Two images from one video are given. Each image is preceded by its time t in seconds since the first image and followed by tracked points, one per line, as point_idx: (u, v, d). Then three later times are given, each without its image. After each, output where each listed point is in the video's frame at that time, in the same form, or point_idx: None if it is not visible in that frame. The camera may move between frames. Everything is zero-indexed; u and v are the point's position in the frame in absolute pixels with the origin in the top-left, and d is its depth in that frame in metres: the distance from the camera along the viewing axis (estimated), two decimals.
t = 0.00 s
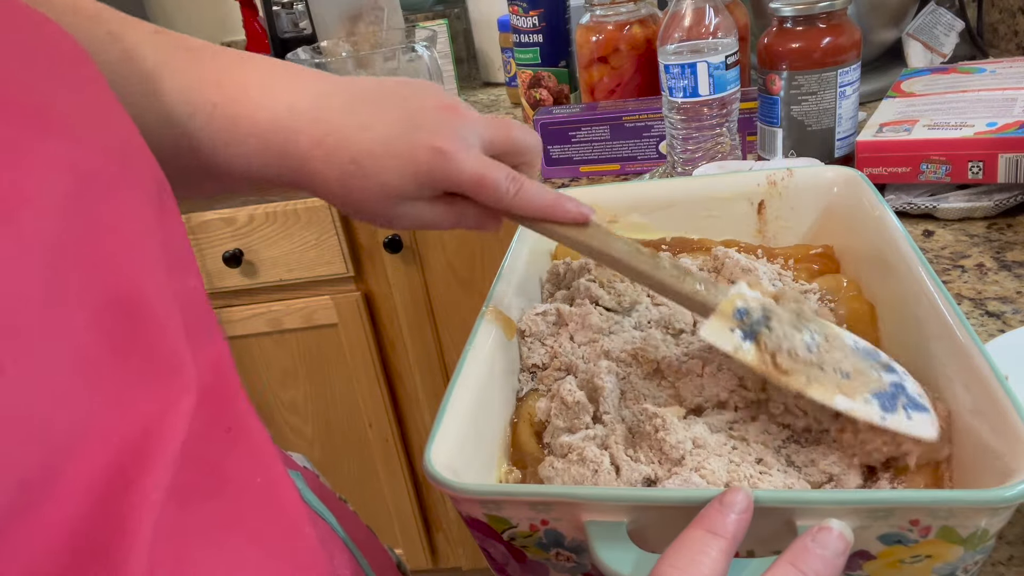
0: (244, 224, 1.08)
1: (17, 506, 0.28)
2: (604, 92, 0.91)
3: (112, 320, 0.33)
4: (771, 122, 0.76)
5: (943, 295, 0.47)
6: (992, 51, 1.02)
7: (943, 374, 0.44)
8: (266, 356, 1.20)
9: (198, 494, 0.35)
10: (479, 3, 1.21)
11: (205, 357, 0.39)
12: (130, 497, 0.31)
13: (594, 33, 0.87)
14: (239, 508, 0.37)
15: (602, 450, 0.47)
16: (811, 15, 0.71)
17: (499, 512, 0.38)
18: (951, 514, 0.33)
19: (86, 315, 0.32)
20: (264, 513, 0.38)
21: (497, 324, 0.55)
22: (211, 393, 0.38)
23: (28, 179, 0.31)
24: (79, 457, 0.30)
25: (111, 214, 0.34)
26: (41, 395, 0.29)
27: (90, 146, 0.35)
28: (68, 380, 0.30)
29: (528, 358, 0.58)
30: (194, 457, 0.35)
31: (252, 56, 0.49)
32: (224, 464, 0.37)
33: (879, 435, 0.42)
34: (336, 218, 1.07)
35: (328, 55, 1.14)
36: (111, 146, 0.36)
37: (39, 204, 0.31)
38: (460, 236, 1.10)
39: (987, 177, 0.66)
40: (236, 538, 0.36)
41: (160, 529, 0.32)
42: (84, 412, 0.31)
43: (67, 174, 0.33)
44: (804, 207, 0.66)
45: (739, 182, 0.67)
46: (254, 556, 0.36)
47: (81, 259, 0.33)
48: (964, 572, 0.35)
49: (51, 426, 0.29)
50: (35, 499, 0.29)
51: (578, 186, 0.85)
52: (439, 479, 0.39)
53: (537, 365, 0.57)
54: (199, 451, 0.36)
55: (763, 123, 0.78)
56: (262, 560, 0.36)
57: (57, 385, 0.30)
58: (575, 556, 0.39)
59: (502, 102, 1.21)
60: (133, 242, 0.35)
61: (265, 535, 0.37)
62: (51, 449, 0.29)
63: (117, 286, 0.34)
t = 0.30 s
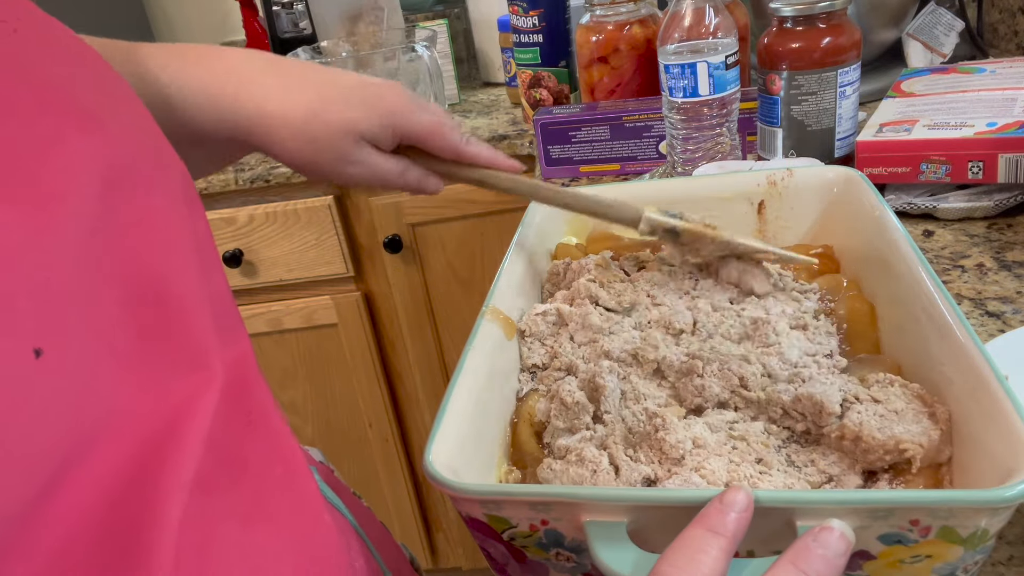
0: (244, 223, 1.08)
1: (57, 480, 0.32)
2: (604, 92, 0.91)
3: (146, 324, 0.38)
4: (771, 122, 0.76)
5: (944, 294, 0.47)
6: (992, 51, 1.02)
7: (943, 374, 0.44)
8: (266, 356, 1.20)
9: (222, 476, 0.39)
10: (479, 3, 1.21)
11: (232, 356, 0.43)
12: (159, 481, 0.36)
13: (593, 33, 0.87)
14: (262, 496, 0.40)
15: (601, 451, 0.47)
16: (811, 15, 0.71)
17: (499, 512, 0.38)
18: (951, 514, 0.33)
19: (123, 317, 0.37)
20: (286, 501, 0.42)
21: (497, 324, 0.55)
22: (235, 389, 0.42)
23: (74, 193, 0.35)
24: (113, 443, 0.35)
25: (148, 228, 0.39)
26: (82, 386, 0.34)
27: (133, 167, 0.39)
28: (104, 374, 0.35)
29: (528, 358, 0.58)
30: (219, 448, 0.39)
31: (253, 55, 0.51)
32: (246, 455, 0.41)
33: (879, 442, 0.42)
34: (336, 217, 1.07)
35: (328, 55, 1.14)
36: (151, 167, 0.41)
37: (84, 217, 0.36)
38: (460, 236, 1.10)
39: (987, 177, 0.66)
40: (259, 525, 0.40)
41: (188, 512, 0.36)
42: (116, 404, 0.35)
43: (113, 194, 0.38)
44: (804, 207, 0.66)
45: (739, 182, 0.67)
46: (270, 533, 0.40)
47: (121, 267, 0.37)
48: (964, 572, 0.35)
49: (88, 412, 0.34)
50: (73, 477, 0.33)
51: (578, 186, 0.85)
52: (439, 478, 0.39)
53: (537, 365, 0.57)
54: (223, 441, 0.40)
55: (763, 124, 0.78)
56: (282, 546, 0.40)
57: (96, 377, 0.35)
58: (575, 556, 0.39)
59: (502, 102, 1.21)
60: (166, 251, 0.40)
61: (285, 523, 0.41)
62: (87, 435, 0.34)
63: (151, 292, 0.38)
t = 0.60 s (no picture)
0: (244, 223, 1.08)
1: (57, 471, 0.32)
2: (604, 92, 0.91)
3: (145, 314, 0.38)
4: (771, 122, 0.76)
5: (944, 295, 0.47)
6: (993, 51, 1.02)
7: (943, 374, 0.44)
8: (267, 356, 1.20)
9: (222, 466, 0.39)
10: (479, 3, 1.21)
11: (232, 345, 0.44)
12: (160, 471, 0.36)
13: (593, 33, 0.87)
14: (264, 486, 0.41)
15: (597, 451, 0.47)
16: (811, 15, 0.71)
17: (499, 512, 0.38)
18: (951, 514, 0.32)
19: (122, 308, 0.37)
20: (289, 491, 0.42)
21: (497, 324, 0.55)
22: (236, 379, 0.43)
23: (71, 185, 0.35)
24: (113, 433, 0.35)
25: (146, 217, 0.39)
26: (80, 376, 0.34)
27: (130, 157, 0.39)
28: (100, 364, 0.35)
29: (528, 358, 0.58)
30: (220, 439, 0.40)
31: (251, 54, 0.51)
32: (246, 445, 0.41)
33: (884, 447, 0.42)
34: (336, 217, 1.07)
35: (328, 55, 1.14)
36: (146, 156, 0.41)
37: (82, 209, 0.36)
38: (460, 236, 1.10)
39: (987, 177, 0.66)
40: (262, 513, 0.40)
41: (191, 501, 0.36)
42: (114, 394, 0.35)
43: (111, 186, 0.38)
44: (804, 207, 0.66)
45: (739, 182, 0.67)
46: (271, 522, 0.40)
47: (119, 258, 0.38)
48: (964, 572, 0.35)
49: (87, 403, 0.34)
50: (72, 466, 0.33)
51: (579, 186, 0.85)
52: (438, 478, 0.39)
53: (537, 365, 0.57)
54: (224, 431, 0.40)
55: (764, 124, 0.78)
56: (286, 535, 0.40)
57: (94, 367, 0.35)
58: (575, 556, 0.39)
59: (502, 102, 1.21)
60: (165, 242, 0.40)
61: (291, 513, 0.41)
62: (86, 425, 0.34)
63: (149, 283, 0.38)
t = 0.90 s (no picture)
0: (244, 223, 1.08)
1: (51, 479, 0.32)
2: (604, 92, 0.91)
3: (137, 319, 0.38)
4: (771, 122, 0.76)
5: (944, 295, 0.47)
6: (992, 51, 1.02)
7: (943, 374, 0.44)
8: (267, 356, 1.20)
9: (221, 469, 0.39)
10: (479, 3, 1.21)
11: (223, 347, 0.44)
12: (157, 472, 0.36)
13: (593, 33, 0.87)
14: (262, 489, 0.41)
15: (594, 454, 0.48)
16: (811, 15, 0.71)
17: (499, 512, 0.38)
18: (951, 514, 0.33)
19: (113, 314, 0.37)
20: (288, 494, 0.42)
21: (497, 324, 0.55)
22: (231, 382, 0.43)
23: (59, 191, 0.36)
24: (107, 439, 0.35)
25: (135, 221, 0.39)
26: (73, 382, 0.34)
27: (117, 159, 0.39)
28: (94, 371, 0.35)
29: (528, 358, 0.58)
30: (215, 442, 0.40)
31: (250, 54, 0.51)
32: (245, 447, 0.41)
33: (885, 451, 0.42)
34: (337, 217, 1.07)
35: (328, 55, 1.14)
36: (134, 158, 0.41)
37: (72, 216, 0.36)
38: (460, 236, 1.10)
39: (987, 177, 0.66)
40: (260, 516, 0.40)
41: (189, 503, 0.36)
42: (108, 400, 0.36)
43: (101, 189, 0.38)
44: (803, 207, 0.66)
45: (739, 182, 0.67)
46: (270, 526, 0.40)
47: (109, 265, 0.38)
48: (964, 572, 0.35)
49: (80, 409, 0.34)
50: (66, 474, 0.33)
51: (579, 186, 0.85)
52: (439, 478, 0.39)
53: (538, 365, 0.57)
54: (220, 436, 0.40)
55: (764, 124, 0.78)
56: (286, 538, 0.40)
57: (87, 373, 0.35)
58: (575, 556, 0.39)
59: (502, 102, 1.21)
60: (155, 246, 0.40)
61: (292, 518, 0.42)
62: (80, 432, 0.34)
63: (140, 287, 0.39)
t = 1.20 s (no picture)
0: (244, 223, 1.08)
1: (62, 486, 0.32)
2: (604, 92, 0.91)
3: (149, 324, 0.37)
4: (771, 122, 0.76)
5: (944, 294, 0.47)
6: (992, 51, 1.02)
7: (943, 374, 0.45)
8: (266, 356, 1.20)
9: (227, 477, 0.39)
10: (479, 3, 1.21)
11: (229, 355, 0.43)
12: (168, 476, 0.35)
13: (593, 33, 0.87)
14: (266, 497, 0.41)
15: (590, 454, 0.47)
16: (811, 15, 0.71)
17: (499, 512, 0.38)
18: (951, 514, 0.33)
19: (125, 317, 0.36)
20: (290, 502, 0.42)
21: (497, 324, 0.55)
22: (236, 390, 0.42)
23: (80, 185, 0.35)
24: (117, 445, 0.34)
25: (149, 226, 0.39)
26: (91, 380, 0.34)
27: (134, 166, 0.39)
28: (105, 376, 0.35)
29: (528, 358, 0.58)
30: (221, 449, 0.39)
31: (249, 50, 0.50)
32: (252, 453, 0.41)
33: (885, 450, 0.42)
34: (337, 216, 1.07)
35: (328, 55, 1.14)
36: (152, 166, 0.40)
37: (84, 218, 0.35)
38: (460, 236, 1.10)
39: (987, 177, 0.66)
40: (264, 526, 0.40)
41: (196, 510, 0.36)
42: (119, 405, 0.35)
43: (120, 184, 0.38)
44: (804, 207, 0.66)
45: (739, 182, 0.67)
46: (275, 535, 0.40)
47: (123, 267, 0.37)
48: (963, 572, 0.35)
49: (96, 409, 0.34)
50: (78, 480, 0.32)
51: (578, 186, 0.85)
52: (438, 478, 0.39)
53: (537, 365, 0.57)
54: (226, 442, 0.40)
55: (763, 124, 0.78)
56: (288, 546, 0.40)
57: (98, 378, 0.34)
58: (575, 556, 0.39)
59: (502, 102, 1.21)
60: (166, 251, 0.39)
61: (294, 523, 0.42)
62: (95, 431, 0.34)
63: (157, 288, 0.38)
